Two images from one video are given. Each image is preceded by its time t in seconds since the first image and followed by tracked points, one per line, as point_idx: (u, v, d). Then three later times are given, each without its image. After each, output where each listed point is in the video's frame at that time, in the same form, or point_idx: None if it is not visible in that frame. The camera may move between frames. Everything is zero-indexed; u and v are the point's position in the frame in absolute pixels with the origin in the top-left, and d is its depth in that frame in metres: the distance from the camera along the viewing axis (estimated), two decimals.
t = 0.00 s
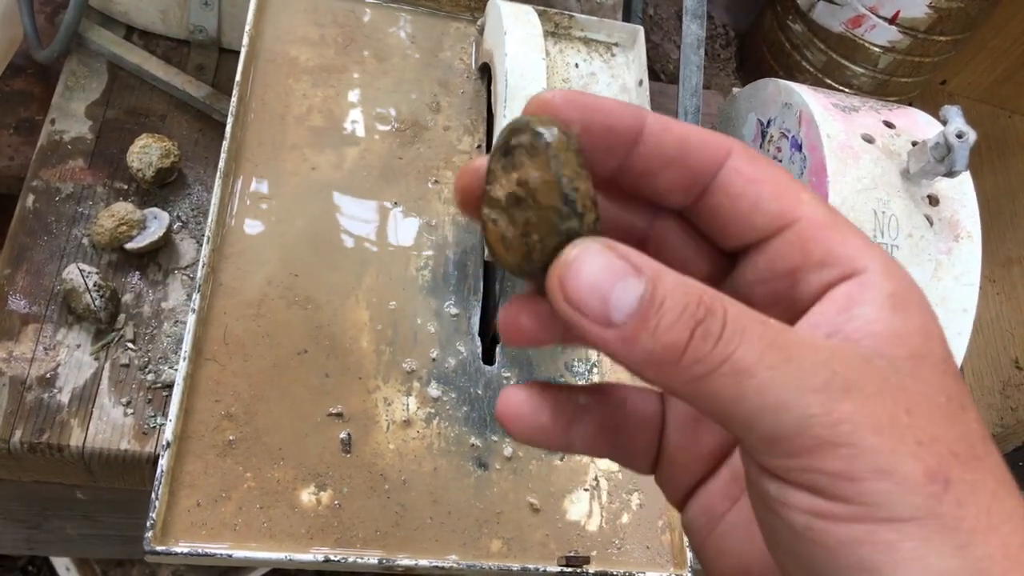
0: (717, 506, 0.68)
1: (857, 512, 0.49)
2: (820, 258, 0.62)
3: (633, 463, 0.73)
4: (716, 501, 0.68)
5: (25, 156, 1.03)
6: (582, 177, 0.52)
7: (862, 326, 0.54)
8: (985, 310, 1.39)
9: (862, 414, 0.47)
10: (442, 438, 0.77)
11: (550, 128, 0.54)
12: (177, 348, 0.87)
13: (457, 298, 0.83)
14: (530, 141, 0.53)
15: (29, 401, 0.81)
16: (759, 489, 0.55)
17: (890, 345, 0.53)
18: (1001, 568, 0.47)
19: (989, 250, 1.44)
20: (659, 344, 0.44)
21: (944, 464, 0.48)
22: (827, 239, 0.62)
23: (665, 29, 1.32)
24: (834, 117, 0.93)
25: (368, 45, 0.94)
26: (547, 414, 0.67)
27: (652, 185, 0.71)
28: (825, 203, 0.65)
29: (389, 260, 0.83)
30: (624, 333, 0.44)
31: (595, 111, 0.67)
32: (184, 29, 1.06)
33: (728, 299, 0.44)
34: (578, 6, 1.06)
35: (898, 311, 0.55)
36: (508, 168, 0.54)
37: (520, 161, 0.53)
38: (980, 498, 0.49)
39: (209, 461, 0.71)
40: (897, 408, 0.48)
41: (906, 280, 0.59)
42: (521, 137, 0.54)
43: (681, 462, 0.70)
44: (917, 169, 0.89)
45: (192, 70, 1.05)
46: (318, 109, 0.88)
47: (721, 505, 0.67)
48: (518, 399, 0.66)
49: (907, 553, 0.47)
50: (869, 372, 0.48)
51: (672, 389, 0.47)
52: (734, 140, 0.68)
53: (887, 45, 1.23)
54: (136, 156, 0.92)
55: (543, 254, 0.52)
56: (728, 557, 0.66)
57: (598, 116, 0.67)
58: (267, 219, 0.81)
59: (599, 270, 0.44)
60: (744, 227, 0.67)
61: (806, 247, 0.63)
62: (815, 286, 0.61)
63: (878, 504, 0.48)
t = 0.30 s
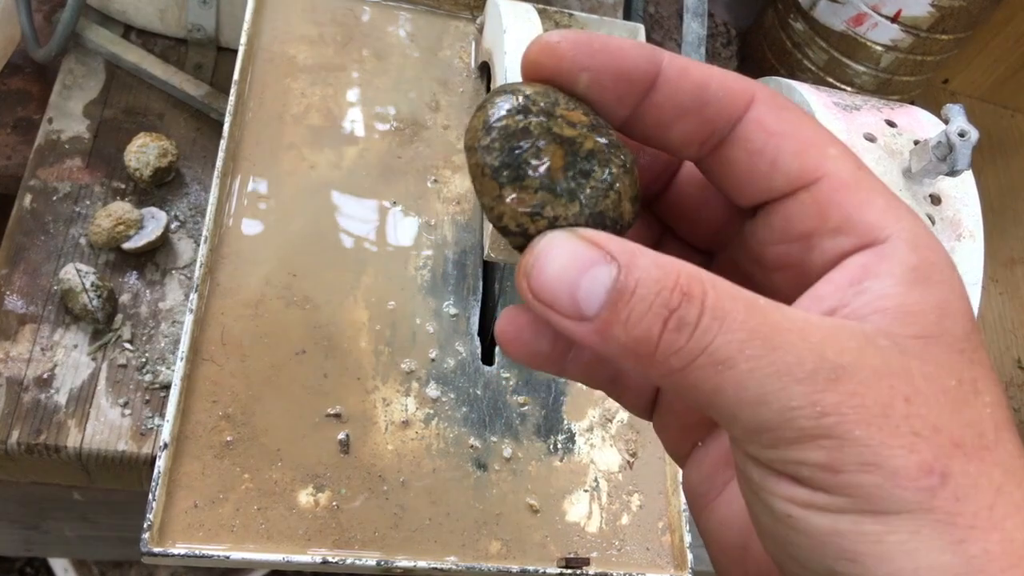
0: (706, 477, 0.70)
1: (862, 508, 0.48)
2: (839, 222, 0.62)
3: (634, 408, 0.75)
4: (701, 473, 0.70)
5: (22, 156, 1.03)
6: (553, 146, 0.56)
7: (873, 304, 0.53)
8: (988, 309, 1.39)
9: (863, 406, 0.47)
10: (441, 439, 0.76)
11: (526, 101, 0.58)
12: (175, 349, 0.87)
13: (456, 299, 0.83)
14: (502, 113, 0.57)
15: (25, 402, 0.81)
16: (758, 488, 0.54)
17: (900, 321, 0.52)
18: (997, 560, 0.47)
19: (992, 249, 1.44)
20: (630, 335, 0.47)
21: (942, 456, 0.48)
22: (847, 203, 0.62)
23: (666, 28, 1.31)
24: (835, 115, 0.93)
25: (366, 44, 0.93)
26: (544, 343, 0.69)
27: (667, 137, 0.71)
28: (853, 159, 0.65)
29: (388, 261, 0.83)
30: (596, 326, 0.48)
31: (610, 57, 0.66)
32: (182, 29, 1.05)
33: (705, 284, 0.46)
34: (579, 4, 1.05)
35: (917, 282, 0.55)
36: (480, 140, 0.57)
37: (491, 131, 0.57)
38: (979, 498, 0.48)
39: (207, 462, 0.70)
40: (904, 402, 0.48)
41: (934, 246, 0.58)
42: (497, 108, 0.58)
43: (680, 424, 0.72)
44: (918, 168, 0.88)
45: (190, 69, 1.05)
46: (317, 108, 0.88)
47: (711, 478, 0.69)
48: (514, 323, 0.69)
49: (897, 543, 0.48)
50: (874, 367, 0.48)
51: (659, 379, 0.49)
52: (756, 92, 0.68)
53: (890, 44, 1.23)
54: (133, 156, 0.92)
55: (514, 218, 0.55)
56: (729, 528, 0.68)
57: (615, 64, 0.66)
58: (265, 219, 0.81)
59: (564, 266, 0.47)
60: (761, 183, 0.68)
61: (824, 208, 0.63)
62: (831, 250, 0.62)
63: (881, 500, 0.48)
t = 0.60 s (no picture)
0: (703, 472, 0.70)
1: (861, 504, 0.48)
2: (834, 217, 0.62)
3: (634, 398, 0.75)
4: (700, 468, 0.70)
5: (21, 156, 1.03)
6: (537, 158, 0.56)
7: (867, 300, 0.53)
8: (988, 309, 1.39)
9: (852, 399, 0.47)
10: (442, 439, 0.76)
11: (509, 112, 0.58)
12: (175, 349, 0.87)
13: (457, 299, 0.83)
14: (486, 129, 0.58)
15: (25, 402, 0.81)
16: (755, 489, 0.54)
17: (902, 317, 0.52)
18: (994, 553, 0.47)
19: (993, 249, 1.44)
20: (618, 333, 0.47)
21: (935, 448, 0.48)
22: (845, 199, 0.62)
23: (666, 28, 1.31)
24: (836, 116, 0.93)
25: (367, 43, 0.93)
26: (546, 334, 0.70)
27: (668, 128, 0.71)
28: (853, 154, 0.65)
29: (389, 260, 0.82)
30: (585, 326, 0.48)
31: (608, 48, 0.67)
32: (182, 28, 1.05)
33: (692, 280, 0.46)
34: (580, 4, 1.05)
35: (912, 278, 0.55)
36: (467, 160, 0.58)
37: (477, 149, 0.58)
38: (981, 497, 0.48)
39: (208, 462, 0.70)
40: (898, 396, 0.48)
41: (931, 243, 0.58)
42: (481, 124, 0.59)
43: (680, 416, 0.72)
44: (920, 169, 0.88)
45: (190, 68, 1.05)
46: (317, 108, 0.87)
47: (709, 474, 0.69)
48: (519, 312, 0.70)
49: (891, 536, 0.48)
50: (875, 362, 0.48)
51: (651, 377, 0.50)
52: (759, 82, 0.68)
53: (890, 43, 1.23)
54: (133, 155, 0.92)
55: (505, 234, 0.56)
56: (729, 524, 0.68)
57: (612, 55, 0.67)
58: (265, 219, 0.80)
59: (551, 270, 0.48)
60: (760, 175, 0.68)
61: (821, 203, 0.63)
62: (827, 245, 0.62)
63: (874, 492, 0.48)
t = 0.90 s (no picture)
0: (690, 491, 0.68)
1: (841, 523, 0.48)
2: (808, 231, 0.61)
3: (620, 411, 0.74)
4: (688, 484, 0.69)
5: (20, 155, 1.03)
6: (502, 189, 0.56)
7: (838, 316, 0.53)
8: (988, 310, 1.39)
9: (820, 421, 0.47)
10: (442, 439, 0.76)
11: (473, 140, 0.57)
12: (175, 349, 0.87)
13: (457, 299, 0.83)
14: (450, 160, 0.57)
15: (25, 402, 0.81)
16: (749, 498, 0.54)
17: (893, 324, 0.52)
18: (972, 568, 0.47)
19: (992, 249, 1.44)
20: (588, 361, 0.47)
21: (906, 466, 0.48)
22: (820, 212, 0.61)
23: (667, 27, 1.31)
24: (837, 116, 0.93)
25: (366, 43, 0.93)
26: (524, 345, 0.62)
27: (649, 128, 0.71)
28: (833, 162, 0.64)
29: (389, 260, 0.82)
30: (555, 355, 0.48)
31: (587, 47, 0.66)
32: (182, 28, 1.05)
33: (660, 306, 0.46)
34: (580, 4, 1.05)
35: (883, 294, 0.54)
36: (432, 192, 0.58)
37: (442, 181, 0.57)
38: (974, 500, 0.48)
39: (208, 462, 0.70)
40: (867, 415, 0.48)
41: (910, 251, 0.57)
42: (444, 155, 0.58)
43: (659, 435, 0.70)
44: (921, 169, 0.88)
45: (190, 68, 1.05)
46: (316, 108, 0.87)
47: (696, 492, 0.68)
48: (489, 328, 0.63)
49: (865, 557, 0.48)
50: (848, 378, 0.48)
51: (623, 405, 0.50)
52: (742, 83, 0.66)
53: (891, 43, 1.22)
54: (133, 155, 0.91)
55: (473, 268, 0.56)
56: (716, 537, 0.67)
57: (591, 54, 0.66)
58: (265, 219, 0.80)
59: (521, 299, 0.48)
60: (739, 183, 0.67)
61: (797, 215, 0.62)
62: (802, 258, 0.62)
63: (846, 513, 0.48)
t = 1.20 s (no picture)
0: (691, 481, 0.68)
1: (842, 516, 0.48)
2: (800, 221, 0.61)
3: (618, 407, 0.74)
4: (689, 479, 0.69)
5: (20, 155, 1.03)
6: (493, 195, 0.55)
7: (829, 304, 0.53)
8: (989, 310, 1.38)
9: (813, 404, 0.47)
10: (442, 440, 0.76)
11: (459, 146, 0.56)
12: (174, 348, 0.87)
13: (457, 299, 0.82)
14: (436, 170, 0.56)
15: (24, 402, 0.81)
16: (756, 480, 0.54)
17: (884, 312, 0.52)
18: (971, 551, 0.47)
19: (993, 250, 1.43)
20: (582, 354, 0.48)
21: (902, 448, 0.48)
22: (811, 204, 0.61)
23: (667, 27, 1.31)
24: (837, 115, 0.93)
25: (366, 43, 0.93)
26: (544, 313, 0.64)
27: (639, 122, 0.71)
28: (822, 152, 0.63)
29: (388, 260, 0.82)
30: (550, 349, 0.49)
31: (577, 40, 0.65)
32: (182, 28, 1.05)
33: (652, 296, 0.46)
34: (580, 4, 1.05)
35: (876, 281, 0.54)
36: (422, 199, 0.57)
37: (429, 192, 0.56)
38: (975, 500, 0.48)
39: (208, 462, 0.70)
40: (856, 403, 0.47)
41: (903, 241, 0.57)
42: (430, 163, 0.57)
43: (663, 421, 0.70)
44: (921, 169, 0.88)
45: (189, 68, 1.05)
46: (316, 108, 0.87)
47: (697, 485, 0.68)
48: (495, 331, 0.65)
49: (861, 540, 0.48)
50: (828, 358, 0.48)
51: (617, 395, 0.50)
52: (732, 76, 0.66)
53: (891, 43, 1.22)
54: (132, 155, 0.91)
55: (472, 275, 0.56)
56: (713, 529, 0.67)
57: (580, 48, 0.66)
58: (264, 219, 0.80)
59: (516, 295, 0.49)
60: (731, 175, 0.67)
61: (788, 207, 0.62)
62: (797, 249, 0.61)
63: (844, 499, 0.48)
